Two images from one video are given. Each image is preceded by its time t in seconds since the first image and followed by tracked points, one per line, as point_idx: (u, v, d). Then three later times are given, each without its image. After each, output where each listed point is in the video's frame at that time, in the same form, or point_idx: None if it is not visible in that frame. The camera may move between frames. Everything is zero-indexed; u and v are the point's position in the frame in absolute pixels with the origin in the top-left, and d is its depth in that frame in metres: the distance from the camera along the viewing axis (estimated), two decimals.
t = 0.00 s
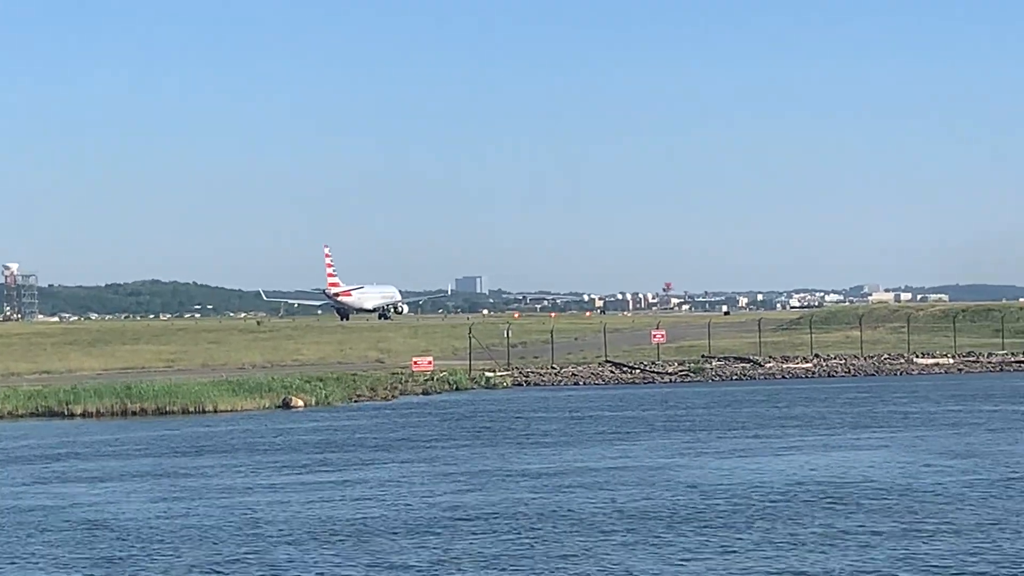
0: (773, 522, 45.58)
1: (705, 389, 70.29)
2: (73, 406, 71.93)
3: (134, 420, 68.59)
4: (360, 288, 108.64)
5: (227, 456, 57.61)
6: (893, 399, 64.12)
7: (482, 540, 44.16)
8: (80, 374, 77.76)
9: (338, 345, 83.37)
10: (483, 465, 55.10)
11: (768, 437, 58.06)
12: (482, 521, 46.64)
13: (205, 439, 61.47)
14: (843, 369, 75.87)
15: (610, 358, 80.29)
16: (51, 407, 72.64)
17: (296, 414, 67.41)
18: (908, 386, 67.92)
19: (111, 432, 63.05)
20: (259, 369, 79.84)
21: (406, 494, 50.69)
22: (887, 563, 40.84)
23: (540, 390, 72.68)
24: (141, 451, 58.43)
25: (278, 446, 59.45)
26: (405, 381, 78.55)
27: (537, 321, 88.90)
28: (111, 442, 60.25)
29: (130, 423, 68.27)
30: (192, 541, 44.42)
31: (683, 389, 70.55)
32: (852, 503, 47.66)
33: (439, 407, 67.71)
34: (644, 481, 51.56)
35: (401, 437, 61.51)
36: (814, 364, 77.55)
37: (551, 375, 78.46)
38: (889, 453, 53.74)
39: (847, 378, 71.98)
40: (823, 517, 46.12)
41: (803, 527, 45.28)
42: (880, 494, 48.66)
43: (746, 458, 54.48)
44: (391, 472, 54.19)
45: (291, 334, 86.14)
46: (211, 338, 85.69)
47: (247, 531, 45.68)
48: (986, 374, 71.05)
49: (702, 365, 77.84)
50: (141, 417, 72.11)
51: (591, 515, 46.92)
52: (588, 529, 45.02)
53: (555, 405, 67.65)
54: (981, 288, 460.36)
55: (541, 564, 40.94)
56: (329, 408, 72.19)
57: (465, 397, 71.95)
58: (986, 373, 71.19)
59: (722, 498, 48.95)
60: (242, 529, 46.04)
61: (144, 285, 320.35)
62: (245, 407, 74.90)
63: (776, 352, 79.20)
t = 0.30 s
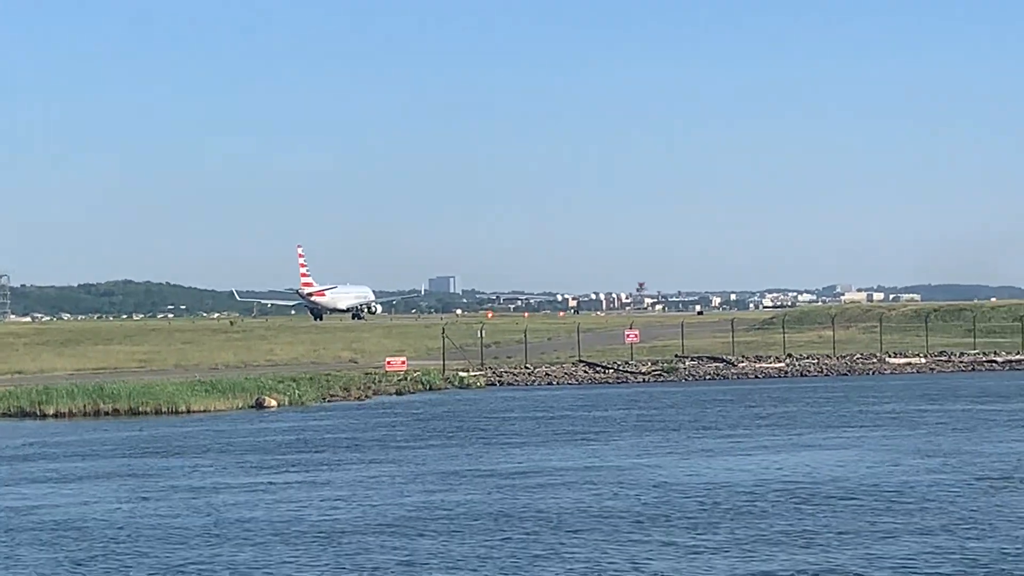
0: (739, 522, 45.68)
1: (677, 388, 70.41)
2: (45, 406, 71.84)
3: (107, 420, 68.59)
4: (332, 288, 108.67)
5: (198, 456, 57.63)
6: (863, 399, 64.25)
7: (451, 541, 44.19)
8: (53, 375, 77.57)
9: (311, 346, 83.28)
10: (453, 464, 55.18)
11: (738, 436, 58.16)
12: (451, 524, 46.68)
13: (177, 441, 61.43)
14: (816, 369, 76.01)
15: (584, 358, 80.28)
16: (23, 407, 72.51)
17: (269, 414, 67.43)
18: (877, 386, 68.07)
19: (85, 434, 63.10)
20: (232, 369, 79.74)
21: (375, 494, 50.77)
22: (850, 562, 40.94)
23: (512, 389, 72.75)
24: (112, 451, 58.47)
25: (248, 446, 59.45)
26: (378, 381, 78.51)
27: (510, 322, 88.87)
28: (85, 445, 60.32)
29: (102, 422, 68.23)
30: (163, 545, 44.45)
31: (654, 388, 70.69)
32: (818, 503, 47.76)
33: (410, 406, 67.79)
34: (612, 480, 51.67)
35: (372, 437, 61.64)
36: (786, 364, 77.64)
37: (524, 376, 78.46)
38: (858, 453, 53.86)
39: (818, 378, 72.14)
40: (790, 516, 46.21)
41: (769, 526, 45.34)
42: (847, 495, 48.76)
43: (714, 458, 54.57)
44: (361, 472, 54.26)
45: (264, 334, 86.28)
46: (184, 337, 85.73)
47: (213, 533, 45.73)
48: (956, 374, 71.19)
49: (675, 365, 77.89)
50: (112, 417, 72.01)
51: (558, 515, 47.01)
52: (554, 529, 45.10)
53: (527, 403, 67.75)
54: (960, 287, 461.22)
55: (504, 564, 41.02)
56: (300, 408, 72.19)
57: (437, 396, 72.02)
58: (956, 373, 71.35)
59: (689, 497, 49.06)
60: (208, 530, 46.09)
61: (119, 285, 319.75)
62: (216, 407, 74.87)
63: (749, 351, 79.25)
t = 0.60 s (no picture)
0: (704, 521, 45.70)
1: (646, 388, 70.43)
2: (17, 406, 71.42)
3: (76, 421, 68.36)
4: (304, 288, 108.58)
5: (166, 456, 57.55)
6: (832, 398, 64.33)
7: (416, 540, 44.14)
8: (24, 374, 77.23)
9: (282, 346, 83.20)
10: (420, 465, 55.16)
11: (706, 435, 58.19)
12: (416, 522, 46.63)
13: (144, 438, 61.32)
14: (787, 367, 76.06)
15: (556, 358, 80.25)
16: None
17: (238, 415, 67.31)
18: (846, 386, 68.15)
19: (52, 434, 62.95)
20: (203, 368, 79.57)
21: (342, 494, 50.73)
22: (814, 562, 40.96)
23: (481, 389, 72.70)
24: (79, 451, 58.35)
25: (216, 446, 59.36)
26: (350, 381, 78.41)
27: (482, 322, 88.90)
28: (51, 443, 60.15)
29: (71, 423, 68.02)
30: (127, 544, 44.37)
31: (623, 388, 70.70)
32: (785, 503, 47.76)
33: (379, 407, 67.78)
34: (579, 480, 51.67)
35: (340, 436, 61.58)
36: (757, 362, 77.71)
37: (497, 375, 78.41)
38: (825, 452, 53.91)
39: (787, 378, 72.19)
40: (755, 516, 46.22)
41: (733, 525, 45.36)
42: (813, 493, 48.79)
43: (682, 457, 54.61)
44: (328, 472, 54.20)
45: (235, 333, 86.22)
46: (155, 337, 85.62)
47: (179, 533, 45.66)
48: (924, 373, 71.24)
49: (647, 364, 77.87)
50: (84, 417, 71.70)
51: (523, 515, 47.01)
52: (519, 529, 45.08)
53: (495, 403, 67.77)
54: (938, 285, 462.03)
55: (468, 564, 41.00)
56: (270, 408, 72.06)
57: (407, 396, 71.93)
58: (924, 372, 71.40)
59: (655, 496, 49.06)
60: (173, 530, 46.02)
61: (94, 285, 319.03)
62: (187, 407, 74.74)
63: (721, 351, 79.31)
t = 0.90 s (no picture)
0: (672, 520, 45.66)
1: (618, 387, 70.37)
2: None
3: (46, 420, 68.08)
4: (276, 287, 108.51)
5: (135, 455, 57.35)
6: (803, 397, 64.42)
7: (383, 540, 44.00)
8: None
9: (255, 345, 83.00)
10: (389, 464, 55.10)
11: (676, 434, 58.21)
12: (384, 521, 46.48)
13: (112, 439, 61.09)
14: (761, 365, 76.10)
15: (529, 357, 80.22)
16: None
17: (208, 415, 67.12)
18: (817, 384, 68.17)
19: (20, 433, 62.69)
20: (176, 368, 79.31)
21: (310, 493, 50.58)
22: (783, 560, 40.93)
23: (454, 388, 72.60)
24: (49, 450, 58.19)
25: (185, 446, 59.16)
26: (324, 380, 78.27)
27: (455, 321, 88.85)
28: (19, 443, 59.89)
29: (41, 421, 67.73)
30: (93, 544, 44.14)
31: (594, 387, 70.65)
32: (754, 501, 47.74)
33: (350, 407, 67.64)
34: (548, 479, 51.65)
35: (309, 435, 61.43)
36: (730, 361, 77.72)
37: (470, 373, 78.35)
38: (795, 451, 53.95)
39: (759, 377, 72.18)
40: (725, 515, 46.20)
41: (701, 524, 45.28)
42: (781, 492, 48.76)
43: (651, 456, 54.62)
44: (297, 471, 54.13)
45: (208, 332, 86.10)
46: (127, 336, 85.35)
47: (146, 533, 45.52)
48: (895, 371, 71.29)
49: (620, 363, 77.84)
50: (56, 416, 71.33)
51: (492, 514, 46.95)
52: (487, 529, 44.97)
53: (466, 402, 67.68)
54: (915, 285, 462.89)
55: (435, 564, 40.86)
56: (242, 408, 71.88)
57: (379, 395, 71.79)
58: (895, 371, 71.45)
59: (625, 495, 49.03)
60: (141, 530, 45.87)
61: (69, 284, 318.43)
62: (160, 406, 74.43)
63: (694, 349, 79.32)
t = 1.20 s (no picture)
0: (643, 518, 45.68)
1: (592, 384, 70.39)
2: None
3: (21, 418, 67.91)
4: (252, 284, 108.58)
5: (107, 453, 57.24)
6: (777, 395, 64.51)
7: (352, 538, 43.93)
8: None
9: (231, 343, 82.93)
10: (362, 461, 55.10)
11: (649, 432, 58.27)
12: (354, 519, 46.43)
13: (85, 437, 61.01)
14: (736, 363, 76.14)
15: (505, 354, 80.24)
16: None
17: (183, 412, 67.02)
18: (792, 382, 68.24)
19: None
20: (152, 365, 79.22)
21: (282, 492, 50.52)
22: (752, 558, 40.94)
23: (428, 386, 72.54)
24: (21, 448, 58.06)
25: (157, 444, 59.10)
26: (299, 378, 78.20)
27: (431, 318, 88.90)
28: None
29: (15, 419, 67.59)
30: (62, 542, 44.01)
31: (569, 385, 70.64)
32: (725, 499, 47.78)
33: (323, 405, 67.61)
34: (520, 477, 51.64)
35: (282, 434, 61.40)
36: (706, 359, 77.79)
37: (447, 371, 78.33)
38: (768, 449, 54.01)
39: (734, 375, 72.23)
40: (696, 513, 46.23)
41: (671, 522, 45.28)
42: (752, 490, 48.78)
43: (624, 454, 54.66)
44: (269, 469, 54.12)
45: (184, 329, 86.06)
46: (103, 334, 85.26)
47: (116, 531, 45.45)
48: (871, 370, 71.36)
49: (596, 361, 77.89)
50: (31, 414, 71.19)
51: (463, 512, 46.94)
52: (457, 527, 44.94)
53: (440, 400, 67.70)
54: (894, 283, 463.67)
55: (404, 562, 40.81)
56: (217, 405, 71.74)
57: (355, 393, 71.71)
58: (870, 370, 71.51)
59: (596, 493, 49.06)
60: (112, 528, 45.82)
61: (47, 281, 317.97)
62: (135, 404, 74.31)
63: (670, 347, 79.40)
